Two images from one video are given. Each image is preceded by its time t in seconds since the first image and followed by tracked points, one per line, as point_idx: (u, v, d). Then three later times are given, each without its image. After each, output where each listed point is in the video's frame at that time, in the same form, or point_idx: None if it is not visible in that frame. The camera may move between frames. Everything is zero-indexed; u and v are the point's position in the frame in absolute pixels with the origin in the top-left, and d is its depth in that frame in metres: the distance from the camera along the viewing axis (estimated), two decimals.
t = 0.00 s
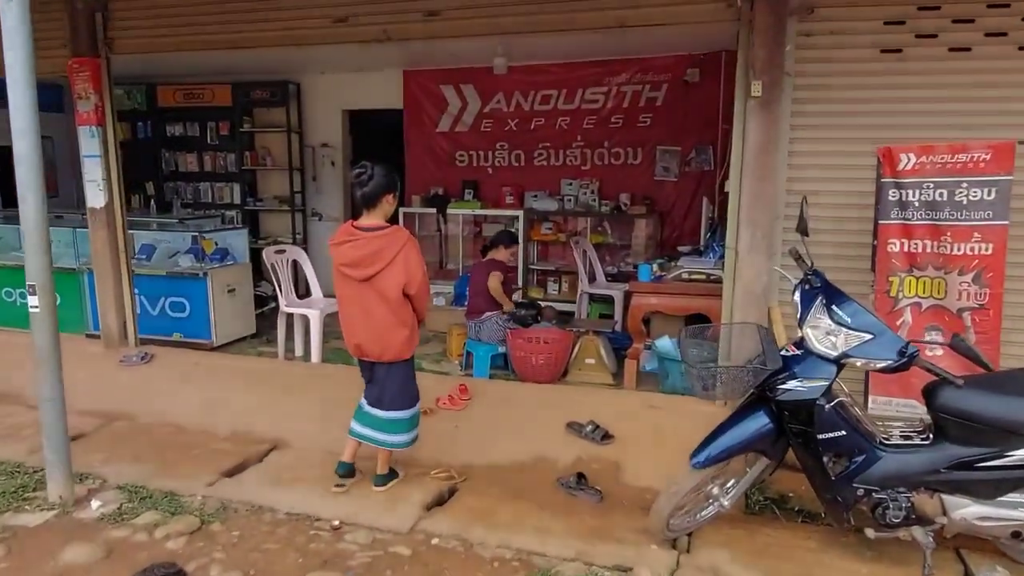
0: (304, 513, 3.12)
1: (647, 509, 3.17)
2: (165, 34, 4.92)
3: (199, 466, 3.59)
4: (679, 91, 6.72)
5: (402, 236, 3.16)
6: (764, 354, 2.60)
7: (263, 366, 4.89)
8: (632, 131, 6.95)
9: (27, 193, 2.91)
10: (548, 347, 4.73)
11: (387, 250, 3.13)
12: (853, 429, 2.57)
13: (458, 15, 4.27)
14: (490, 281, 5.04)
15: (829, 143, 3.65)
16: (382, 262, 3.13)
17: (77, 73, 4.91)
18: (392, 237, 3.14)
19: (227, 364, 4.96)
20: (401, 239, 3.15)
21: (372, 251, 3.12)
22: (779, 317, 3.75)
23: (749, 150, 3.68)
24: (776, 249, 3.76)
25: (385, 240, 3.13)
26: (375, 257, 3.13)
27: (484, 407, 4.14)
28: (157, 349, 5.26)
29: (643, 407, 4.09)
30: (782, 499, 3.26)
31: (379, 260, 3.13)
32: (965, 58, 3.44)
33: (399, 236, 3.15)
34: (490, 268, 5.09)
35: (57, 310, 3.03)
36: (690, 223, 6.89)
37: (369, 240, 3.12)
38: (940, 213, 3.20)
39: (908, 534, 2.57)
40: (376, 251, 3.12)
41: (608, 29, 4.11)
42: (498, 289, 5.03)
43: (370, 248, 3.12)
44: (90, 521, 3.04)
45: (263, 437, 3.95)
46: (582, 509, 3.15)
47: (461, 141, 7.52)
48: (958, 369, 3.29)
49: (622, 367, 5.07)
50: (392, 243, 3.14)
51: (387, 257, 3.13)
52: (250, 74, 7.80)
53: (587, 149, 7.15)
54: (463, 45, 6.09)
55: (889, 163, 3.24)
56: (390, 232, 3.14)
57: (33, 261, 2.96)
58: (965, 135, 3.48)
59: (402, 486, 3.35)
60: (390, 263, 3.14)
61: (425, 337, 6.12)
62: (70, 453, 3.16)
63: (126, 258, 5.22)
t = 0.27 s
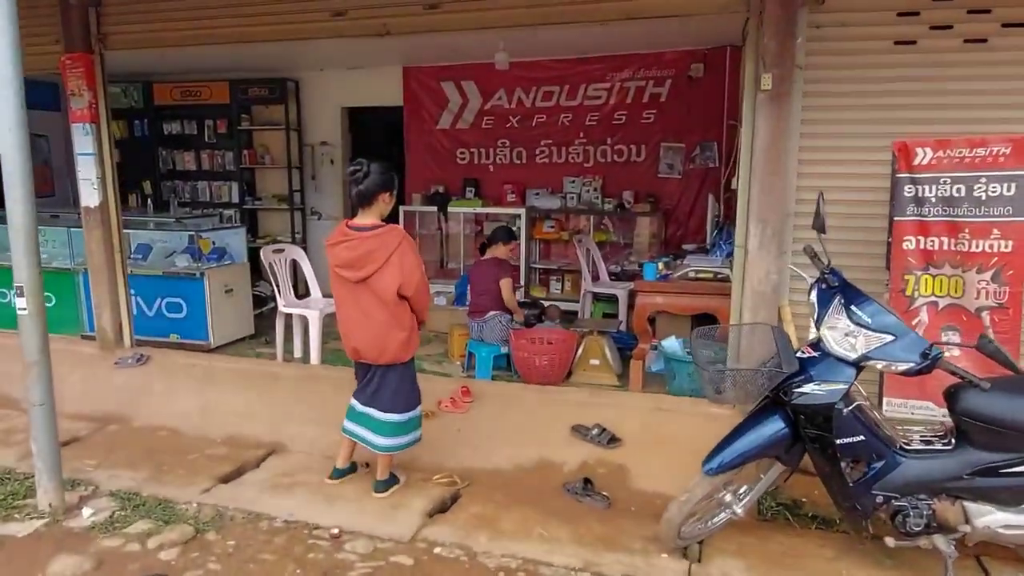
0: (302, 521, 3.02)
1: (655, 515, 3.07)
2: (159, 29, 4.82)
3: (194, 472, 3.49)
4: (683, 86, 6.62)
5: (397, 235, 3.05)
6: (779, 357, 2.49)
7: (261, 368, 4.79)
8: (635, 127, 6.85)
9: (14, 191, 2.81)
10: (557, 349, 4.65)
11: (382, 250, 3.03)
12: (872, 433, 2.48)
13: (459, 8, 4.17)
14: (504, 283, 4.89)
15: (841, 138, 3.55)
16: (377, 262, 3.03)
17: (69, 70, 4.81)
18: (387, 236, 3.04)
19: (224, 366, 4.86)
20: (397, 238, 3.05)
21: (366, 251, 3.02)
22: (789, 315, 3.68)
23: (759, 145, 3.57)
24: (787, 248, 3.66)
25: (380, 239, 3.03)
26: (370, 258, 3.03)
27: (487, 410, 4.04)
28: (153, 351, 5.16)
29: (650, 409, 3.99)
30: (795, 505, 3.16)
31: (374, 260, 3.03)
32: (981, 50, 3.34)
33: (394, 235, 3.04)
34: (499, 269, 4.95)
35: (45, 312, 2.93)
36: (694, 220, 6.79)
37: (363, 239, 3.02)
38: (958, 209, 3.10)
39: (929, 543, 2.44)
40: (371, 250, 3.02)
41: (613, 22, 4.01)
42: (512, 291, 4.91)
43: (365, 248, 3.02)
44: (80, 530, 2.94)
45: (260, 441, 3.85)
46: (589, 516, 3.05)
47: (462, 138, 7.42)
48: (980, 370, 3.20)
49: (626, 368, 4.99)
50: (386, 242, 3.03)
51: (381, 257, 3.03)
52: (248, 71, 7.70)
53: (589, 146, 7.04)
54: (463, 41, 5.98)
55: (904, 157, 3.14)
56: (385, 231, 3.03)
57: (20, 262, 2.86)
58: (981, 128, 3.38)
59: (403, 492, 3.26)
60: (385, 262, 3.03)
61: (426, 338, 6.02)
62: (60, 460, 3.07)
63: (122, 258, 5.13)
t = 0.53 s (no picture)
0: (303, 540, 2.90)
1: (671, 532, 2.94)
2: (155, 28, 4.68)
3: (191, 487, 3.37)
4: (691, 84, 6.48)
5: (395, 240, 2.92)
6: (805, 370, 2.37)
7: (261, 376, 4.67)
8: (642, 126, 6.71)
9: None
10: (566, 355, 4.52)
11: (379, 256, 2.89)
12: (903, 450, 2.36)
13: (464, 5, 4.04)
14: (501, 281, 4.77)
15: (861, 138, 3.42)
16: (374, 269, 2.90)
17: (63, 70, 4.68)
18: (384, 241, 2.90)
19: (223, 373, 4.74)
20: (395, 244, 2.91)
21: (363, 258, 2.89)
22: (808, 322, 3.55)
23: (775, 146, 3.44)
24: (804, 251, 3.54)
25: (377, 245, 2.89)
26: (366, 264, 2.90)
27: (494, 420, 3.91)
28: (149, 358, 5.04)
29: (662, 419, 3.87)
30: (816, 520, 3.03)
31: (371, 266, 2.90)
32: (1008, 46, 3.21)
33: (391, 240, 2.91)
34: (500, 269, 4.83)
35: (34, 324, 2.80)
36: (702, 221, 6.66)
37: (359, 245, 2.89)
38: (987, 212, 2.97)
39: (964, 564, 2.37)
40: (367, 256, 2.89)
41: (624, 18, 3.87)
42: (509, 288, 4.78)
43: (361, 254, 2.89)
44: (72, 551, 2.82)
45: (259, 453, 3.73)
46: (602, 534, 2.93)
47: (465, 138, 7.28)
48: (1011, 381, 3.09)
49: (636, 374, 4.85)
50: (383, 248, 2.90)
51: (379, 263, 2.89)
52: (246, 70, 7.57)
53: (595, 146, 6.91)
54: (467, 38, 5.86)
55: (930, 158, 3.01)
56: (382, 237, 2.90)
57: (7, 271, 2.73)
58: (1008, 128, 3.25)
59: (408, 508, 3.13)
60: (382, 269, 2.90)
61: (429, 343, 5.90)
62: (51, 477, 2.94)
63: (117, 263, 5.00)
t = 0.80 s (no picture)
0: (306, 561, 2.79)
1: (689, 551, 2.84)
2: (151, 29, 4.57)
3: (190, 503, 3.25)
4: (697, 84, 6.38)
5: (398, 248, 2.81)
6: (834, 387, 2.26)
7: (261, 385, 4.55)
8: (647, 128, 6.61)
9: None
10: (575, 364, 4.39)
11: (382, 265, 2.79)
12: (936, 469, 2.25)
13: (469, 4, 3.93)
14: (501, 289, 4.66)
15: (881, 141, 3.32)
16: (377, 278, 2.79)
17: (57, 72, 4.57)
18: (387, 249, 2.80)
19: (222, 382, 4.63)
20: (398, 252, 2.81)
21: (365, 267, 2.79)
22: (825, 329, 3.48)
23: (792, 149, 3.34)
24: (822, 258, 3.43)
25: (380, 253, 2.78)
26: (369, 273, 2.79)
27: (501, 431, 3.80)
28: (147, 367, 4.92)
29: (674, 429, 3.76)
30: (838, 538, 2.93)
31: (373, 275, 2.79)
32: None
33: (394, 248, 2.80)
34: (502, 275, 4.70)
35: (25, 338, 2.69)
36: (709, 224, 6.56)
37: (361, 253, 2.78)
38: (1015, 218, 2.87)
39: None
40: (369, 265, 2.78)
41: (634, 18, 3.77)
42: (509, 295, 4.67)
43: (363, 263, 2.78)
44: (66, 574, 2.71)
45: (260, 467, 3.61)
46: (617, 552, 2.82)
47: (467, 140, 7.17)
48: None
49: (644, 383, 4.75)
50: (386, 256, 2.79)
51: (381, 273, 2.79)
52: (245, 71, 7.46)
53: (600, 148, 6.80)
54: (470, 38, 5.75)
55: (956, 162, 2.90)
56: (385, 245, 2.79)
57: None
58: None
59: (414, 526, 3.02)
60: (385, 278, 2.79)
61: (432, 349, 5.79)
62: (44, 496, 2.83)
63: (113, 269, 4.88)
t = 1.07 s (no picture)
0: (307, 572, 2.70)
1: (702, 560, 2.75)
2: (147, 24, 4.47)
3: (188, 511, 3.17)
4: (703, 81, 6.29)
5: (404, 249, 2.72)
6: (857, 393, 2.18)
7: (261, 388, 4.47)
8: (652, 125, 6.52)
9: None
10: (581, 367, 4.29)
11: (386, 266, 2.70)
12: (961, 477, 2.16)
13: None
14: (514, 293, 4.58)
15: (896, 138, 3.24)
16: (381, 280, 2.71)
17: (52, 69, 4.48)
18: (392, 250, 2.71)
19: (221, 385, 4.54)
20: (404, 253, 2.72)
21: (369, 268, 2.71)
22: (838, 330, 3.40)
23: (805, 146, 3.25)
24: (835, 257, 3.34)
25: (384, 255, 2.70)
26: (372, 275, 2.71)
27: (506, 435, 3.72)
28: (144, 369, 4.83)
29: (684, 433, 3.68)
30: (855, 545, 2.84)
31: (377, 278, 2.71)
32: None
33: (400, 249, 2.71)
34: (509, 277, 4.61)
35: (16, 342, 2.60)
36: (714, 223, 6.48)
37: (364, 255, 2.71)
38: None
39: None
40: (373, 267, 2.70)
41: (642, 12, 3.68)
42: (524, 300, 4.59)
43: (367, 265, 2.70)
44: None
45: (260, 472, 3.53)
46: (628, 561, 2.73)
47: (469, 138, 7.09)
48: None
49: (651, 384, 4.67)
50: (391, 258, 2.70)
51: (385, 275, 2.70)
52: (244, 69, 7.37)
53: (603, 145, 6.71)
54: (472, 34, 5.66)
55: (977, 159, 2.81)
56: (390, 246, 2.71)
57: None
58: None
59: (419, 534, 2.93)
60: (389, 280, 2.71)
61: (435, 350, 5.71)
62: (37, 505, 2.74)
63: (110, 270, 4.79)
